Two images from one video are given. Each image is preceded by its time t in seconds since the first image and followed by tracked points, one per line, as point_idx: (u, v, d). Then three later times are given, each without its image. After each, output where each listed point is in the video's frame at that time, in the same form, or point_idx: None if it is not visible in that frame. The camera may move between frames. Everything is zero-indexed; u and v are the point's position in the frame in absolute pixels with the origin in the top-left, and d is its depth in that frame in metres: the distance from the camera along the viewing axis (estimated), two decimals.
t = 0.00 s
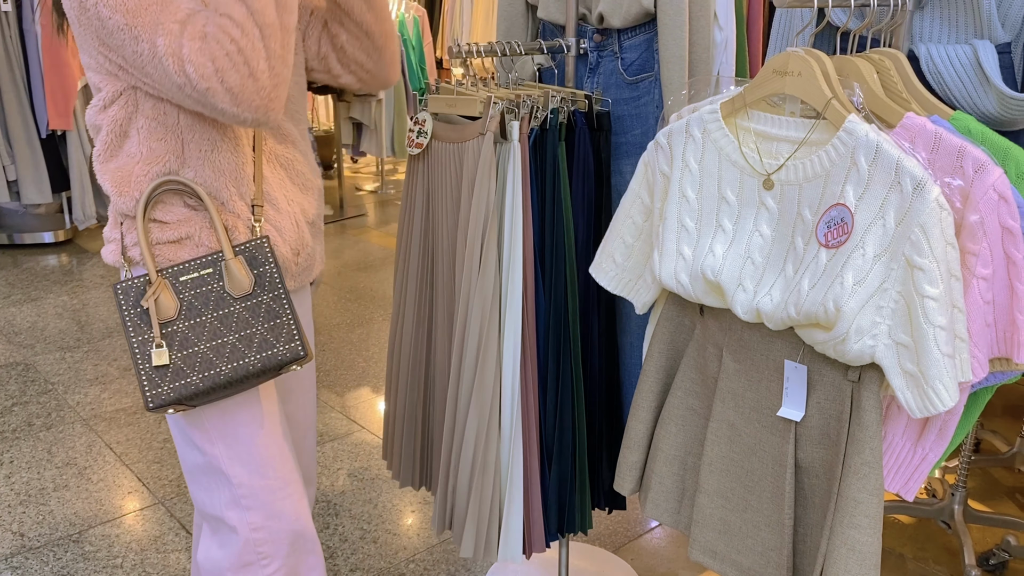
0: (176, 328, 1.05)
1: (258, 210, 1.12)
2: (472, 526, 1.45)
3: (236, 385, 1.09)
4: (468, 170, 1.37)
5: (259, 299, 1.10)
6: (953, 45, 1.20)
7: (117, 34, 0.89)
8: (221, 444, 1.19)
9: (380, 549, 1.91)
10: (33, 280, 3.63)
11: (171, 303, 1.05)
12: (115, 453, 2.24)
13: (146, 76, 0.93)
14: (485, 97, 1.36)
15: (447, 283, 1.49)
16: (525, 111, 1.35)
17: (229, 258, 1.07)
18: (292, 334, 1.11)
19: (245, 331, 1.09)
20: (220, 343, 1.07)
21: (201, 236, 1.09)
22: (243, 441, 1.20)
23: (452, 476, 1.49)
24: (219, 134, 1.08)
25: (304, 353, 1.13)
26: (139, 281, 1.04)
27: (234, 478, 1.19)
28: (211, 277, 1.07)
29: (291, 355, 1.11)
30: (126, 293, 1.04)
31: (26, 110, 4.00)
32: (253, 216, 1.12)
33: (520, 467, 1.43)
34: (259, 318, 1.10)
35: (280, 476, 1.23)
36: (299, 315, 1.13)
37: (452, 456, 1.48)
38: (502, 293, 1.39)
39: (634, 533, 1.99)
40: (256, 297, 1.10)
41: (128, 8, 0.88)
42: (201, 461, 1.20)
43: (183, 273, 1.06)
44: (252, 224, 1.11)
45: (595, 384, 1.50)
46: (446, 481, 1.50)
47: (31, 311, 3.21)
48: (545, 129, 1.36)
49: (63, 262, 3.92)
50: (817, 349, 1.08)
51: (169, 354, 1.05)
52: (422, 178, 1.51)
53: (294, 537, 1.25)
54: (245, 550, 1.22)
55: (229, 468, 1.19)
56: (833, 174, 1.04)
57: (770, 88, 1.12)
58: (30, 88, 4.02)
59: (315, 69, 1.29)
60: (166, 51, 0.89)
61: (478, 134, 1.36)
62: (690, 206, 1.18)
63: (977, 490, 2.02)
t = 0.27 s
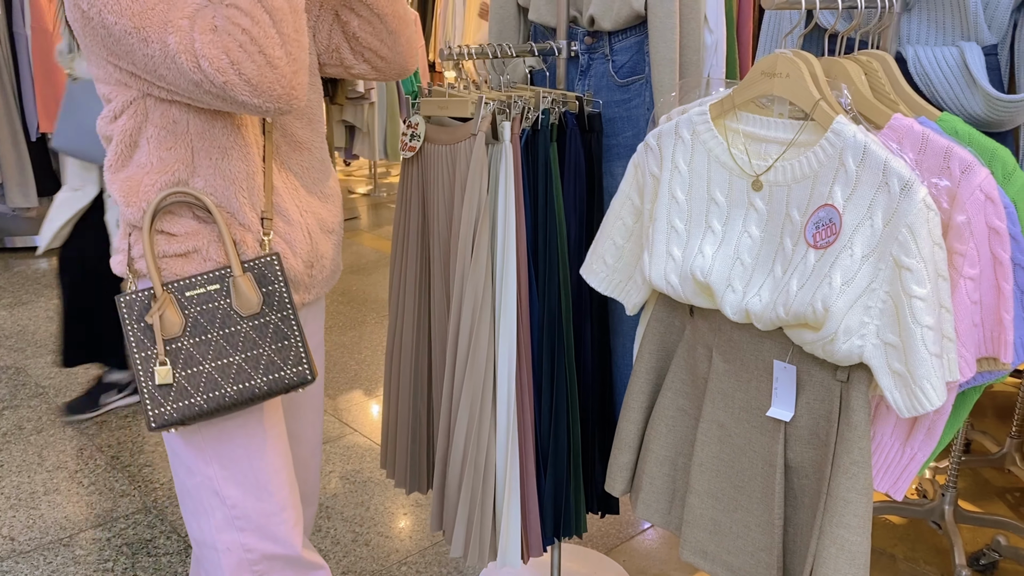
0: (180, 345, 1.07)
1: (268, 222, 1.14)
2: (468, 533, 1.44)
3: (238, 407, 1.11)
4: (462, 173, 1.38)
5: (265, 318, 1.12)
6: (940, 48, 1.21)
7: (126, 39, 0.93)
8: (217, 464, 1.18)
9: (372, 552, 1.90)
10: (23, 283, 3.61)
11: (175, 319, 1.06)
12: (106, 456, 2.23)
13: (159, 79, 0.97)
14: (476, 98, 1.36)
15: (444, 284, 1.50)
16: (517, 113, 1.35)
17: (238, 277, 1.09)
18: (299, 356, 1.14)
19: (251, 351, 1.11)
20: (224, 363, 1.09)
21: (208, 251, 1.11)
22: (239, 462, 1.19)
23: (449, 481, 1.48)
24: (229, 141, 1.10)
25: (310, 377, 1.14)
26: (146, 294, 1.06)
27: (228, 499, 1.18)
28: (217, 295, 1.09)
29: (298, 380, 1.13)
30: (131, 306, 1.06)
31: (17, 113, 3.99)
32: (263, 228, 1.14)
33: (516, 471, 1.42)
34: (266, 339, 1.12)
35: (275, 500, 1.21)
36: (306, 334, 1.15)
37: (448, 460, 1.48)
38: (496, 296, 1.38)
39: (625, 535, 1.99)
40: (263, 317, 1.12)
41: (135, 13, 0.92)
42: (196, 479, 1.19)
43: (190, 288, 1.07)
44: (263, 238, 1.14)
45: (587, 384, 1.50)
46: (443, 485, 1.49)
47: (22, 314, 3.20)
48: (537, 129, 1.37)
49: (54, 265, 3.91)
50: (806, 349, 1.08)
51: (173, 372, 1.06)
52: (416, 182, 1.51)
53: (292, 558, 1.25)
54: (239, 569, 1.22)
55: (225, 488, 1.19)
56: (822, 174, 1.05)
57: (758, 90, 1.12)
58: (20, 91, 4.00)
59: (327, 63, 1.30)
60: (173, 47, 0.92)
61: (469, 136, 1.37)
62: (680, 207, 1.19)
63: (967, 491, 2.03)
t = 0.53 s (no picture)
0: (187, 369, 0.98)
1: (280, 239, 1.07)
2: (456, 537, 1.44)
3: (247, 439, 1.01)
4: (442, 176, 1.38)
5: (278, 343, 1.04)
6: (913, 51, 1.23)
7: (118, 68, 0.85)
8: (218, 491, 1.08)
9: (353, 555, 1.90)
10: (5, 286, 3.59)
11: (183, 341, 0.97)
12: (86, 460, 2.22)
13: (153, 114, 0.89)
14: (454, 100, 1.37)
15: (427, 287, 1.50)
16: (496, 114, 1.35)
17: (251, 298, 1.01)
18: (312, 387, 1.06)
19: (262, 379, 1.02)
20: (233, 391, 1.00)
21: (218, 268, 1.03)
22: (241, 489, 1.09)
23: (436, 485, 1.47)
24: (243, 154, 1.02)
25: (324, 408, 1.06)
26: (151, 313, 0.96)
27: (228, 526, 1.08)
28: (228, 315, 1.00)
29: (310, 410, 1.06)
30: (134, 325, 0.96)
31: None
32: (275, 246, 1.07)
33: (501, 472, 1.43)
34: (278, 365, 1.03)
35: (278, 534, 1.12)
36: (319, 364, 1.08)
37: (435, 464, 1.47)
38: (478, 297, 1.39)
39: (607, 536, 1.99)
40: (276, 342, 1.03)
41: (127, 43, 0.83)
42: (193, 507, 1.08)
43: (197, 308, 0.98)
44: (275, 256, 1.07)
45: (574, 384, 1.50)
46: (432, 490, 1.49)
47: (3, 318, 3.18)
48: (515, 131, 1.37)
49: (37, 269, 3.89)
50: (778, 349, 1.09)
51: (178, 400, 0.96)
52: (395, 189, 1.51)
53: None
54: None
55: (224, 515, 1.08)
56: (793, 176, 1.06)
57: (731, 92, 1.13)
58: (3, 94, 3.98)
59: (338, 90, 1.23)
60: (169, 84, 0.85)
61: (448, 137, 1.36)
62: (655, 208, 1.19)
63: (946, 491, 2.04)
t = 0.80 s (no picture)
0: (154, 399, 0.95)
1: (257, 259, 1.02)
2: (420, 536, 1.45)
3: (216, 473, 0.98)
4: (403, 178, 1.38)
5: (253, 373, 1.00)
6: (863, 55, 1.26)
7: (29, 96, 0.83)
8: (186, 517, 1.05)
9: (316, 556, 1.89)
10: None
11: (151, 369, 0.94)
12: (43, 465, 2.18)
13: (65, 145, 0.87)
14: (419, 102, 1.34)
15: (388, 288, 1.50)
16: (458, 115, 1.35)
17: (223, 326, 0.97)
18: (288, 422, 1.01)
19: (235, 411, 0.98)
20: (203, 424, 0.97)
21: (190, 289, 1.00)
22: (211, 517, 1.06)
23: (400, 486, 1.48)
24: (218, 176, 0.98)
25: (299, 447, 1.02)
26: (117, 340, 0.94)
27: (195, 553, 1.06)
28: (199, 343, 0.97)
29: (284, 447, 1.01)
30: (100, 351, 0.93)
31: None
32: (252, 266, 1.02)
33: (465, 471, 1.44)
34: (253, 397, 0.99)
35: (249, 560, 1.09)
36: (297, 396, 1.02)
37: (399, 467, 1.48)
38: (438, 298, 1.39)
39: (571, 535, 2.01)
40: (251, 372, 0.99)
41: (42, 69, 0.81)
42: (161, 531, 1.06)
43: (167, 334, 0.95)
44: (252, 277, 1.02)
45: (535, 383, 1.51)
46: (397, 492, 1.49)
47: None
48: (477, 131, 1.38)
49: None
50: (730, 345, 1.11)
51: (144, 431, 0.94)
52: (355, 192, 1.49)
53: None
54: None
55: (192, 541, 1.06)
56: (744, 176, 1.08)
57: (684, 93, 1.15)
58: None
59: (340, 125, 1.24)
60: (62, 122, 0.80)
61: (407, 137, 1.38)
62: (612, 208, 1.21)
63: (902, 488, 2.08)
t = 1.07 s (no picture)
0: (115, 411, 0.96)
1: (223, 265, 1.04)
2: (370, 531, 1.46)
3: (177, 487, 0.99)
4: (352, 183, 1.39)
5: (215, 386, 1.00)
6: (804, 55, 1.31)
7: None
8: (146, 528, 1.07)
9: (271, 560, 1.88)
10: None
11: (112, 381, 0.95)
12: None
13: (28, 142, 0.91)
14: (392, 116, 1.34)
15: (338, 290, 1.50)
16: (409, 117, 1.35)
17: (186, 337, 0.98)
18: (252, 436, 1.01)
19: (197, 424, 0.99)
20: (165, 437, 0.98)
21: (152, 297, 1.01)
22: (170, 527, 1.07)
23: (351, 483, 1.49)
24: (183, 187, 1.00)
25: (263, 463, 1.02)
26: (76, 352, 0.95)
27: (156, 563, 1.07)
28: (161, 353, 0.98)
29: (248, 461, 1.01)
30: (60, 364, 0.95)
31: None
32: (218, 273, 1.04)
33: (415, 468, 1.44)
34: (215, 411, 1.00)
35: (210, 569, 1.11)
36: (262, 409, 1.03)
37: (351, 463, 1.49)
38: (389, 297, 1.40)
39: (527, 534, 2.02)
40: (213, 385, 1.00)
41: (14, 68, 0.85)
42: (121, 539, 1.07)
43: (128, 345, 0.96)
44: (218, 285, 1.04)
45: (484, 382, 1.52)
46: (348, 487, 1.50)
47: None
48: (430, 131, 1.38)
49: None
50: (676, 338, 1.14)
51: (105, 444, 0.95)
52: (306, 193, 1.49)
53: None
54: None
55: (151, 550, 1.07)
56: (688, 173, 1.11)
57: (630, 92, 1.17)
58: None
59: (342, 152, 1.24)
60: (28, 129, 0.85)
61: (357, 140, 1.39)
62: (561, 205, 1.23)
63: (850, 483, 2.14)
